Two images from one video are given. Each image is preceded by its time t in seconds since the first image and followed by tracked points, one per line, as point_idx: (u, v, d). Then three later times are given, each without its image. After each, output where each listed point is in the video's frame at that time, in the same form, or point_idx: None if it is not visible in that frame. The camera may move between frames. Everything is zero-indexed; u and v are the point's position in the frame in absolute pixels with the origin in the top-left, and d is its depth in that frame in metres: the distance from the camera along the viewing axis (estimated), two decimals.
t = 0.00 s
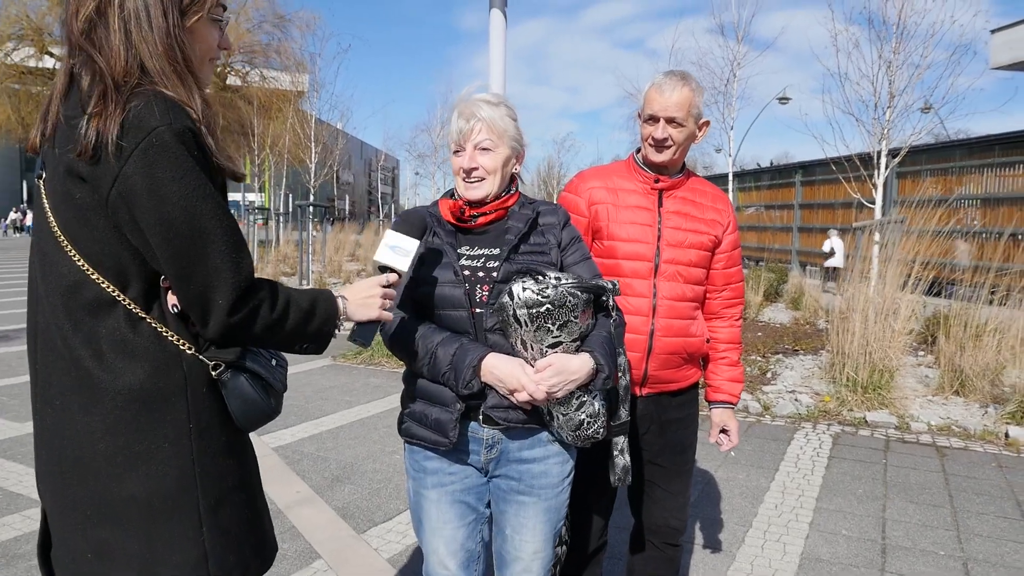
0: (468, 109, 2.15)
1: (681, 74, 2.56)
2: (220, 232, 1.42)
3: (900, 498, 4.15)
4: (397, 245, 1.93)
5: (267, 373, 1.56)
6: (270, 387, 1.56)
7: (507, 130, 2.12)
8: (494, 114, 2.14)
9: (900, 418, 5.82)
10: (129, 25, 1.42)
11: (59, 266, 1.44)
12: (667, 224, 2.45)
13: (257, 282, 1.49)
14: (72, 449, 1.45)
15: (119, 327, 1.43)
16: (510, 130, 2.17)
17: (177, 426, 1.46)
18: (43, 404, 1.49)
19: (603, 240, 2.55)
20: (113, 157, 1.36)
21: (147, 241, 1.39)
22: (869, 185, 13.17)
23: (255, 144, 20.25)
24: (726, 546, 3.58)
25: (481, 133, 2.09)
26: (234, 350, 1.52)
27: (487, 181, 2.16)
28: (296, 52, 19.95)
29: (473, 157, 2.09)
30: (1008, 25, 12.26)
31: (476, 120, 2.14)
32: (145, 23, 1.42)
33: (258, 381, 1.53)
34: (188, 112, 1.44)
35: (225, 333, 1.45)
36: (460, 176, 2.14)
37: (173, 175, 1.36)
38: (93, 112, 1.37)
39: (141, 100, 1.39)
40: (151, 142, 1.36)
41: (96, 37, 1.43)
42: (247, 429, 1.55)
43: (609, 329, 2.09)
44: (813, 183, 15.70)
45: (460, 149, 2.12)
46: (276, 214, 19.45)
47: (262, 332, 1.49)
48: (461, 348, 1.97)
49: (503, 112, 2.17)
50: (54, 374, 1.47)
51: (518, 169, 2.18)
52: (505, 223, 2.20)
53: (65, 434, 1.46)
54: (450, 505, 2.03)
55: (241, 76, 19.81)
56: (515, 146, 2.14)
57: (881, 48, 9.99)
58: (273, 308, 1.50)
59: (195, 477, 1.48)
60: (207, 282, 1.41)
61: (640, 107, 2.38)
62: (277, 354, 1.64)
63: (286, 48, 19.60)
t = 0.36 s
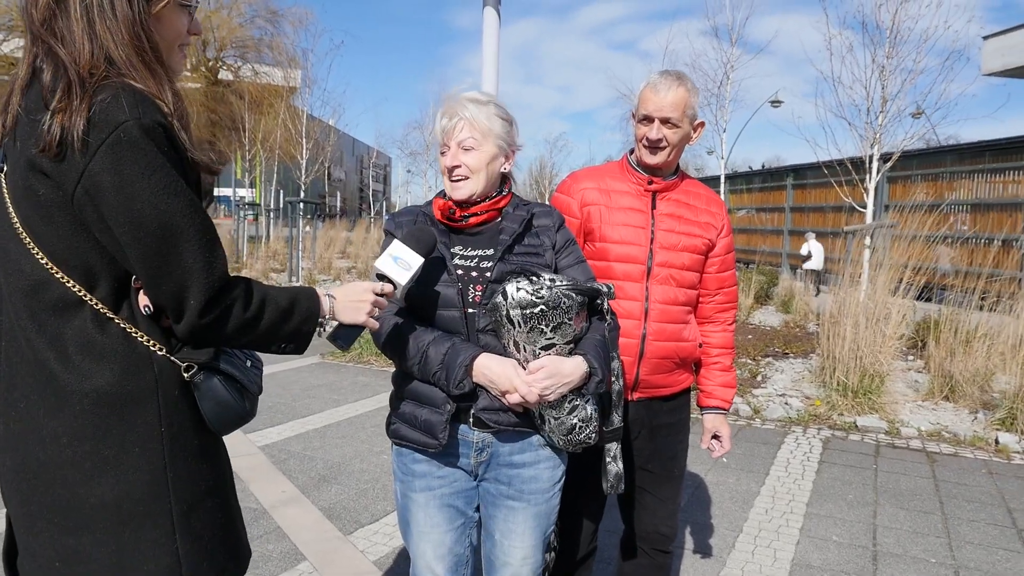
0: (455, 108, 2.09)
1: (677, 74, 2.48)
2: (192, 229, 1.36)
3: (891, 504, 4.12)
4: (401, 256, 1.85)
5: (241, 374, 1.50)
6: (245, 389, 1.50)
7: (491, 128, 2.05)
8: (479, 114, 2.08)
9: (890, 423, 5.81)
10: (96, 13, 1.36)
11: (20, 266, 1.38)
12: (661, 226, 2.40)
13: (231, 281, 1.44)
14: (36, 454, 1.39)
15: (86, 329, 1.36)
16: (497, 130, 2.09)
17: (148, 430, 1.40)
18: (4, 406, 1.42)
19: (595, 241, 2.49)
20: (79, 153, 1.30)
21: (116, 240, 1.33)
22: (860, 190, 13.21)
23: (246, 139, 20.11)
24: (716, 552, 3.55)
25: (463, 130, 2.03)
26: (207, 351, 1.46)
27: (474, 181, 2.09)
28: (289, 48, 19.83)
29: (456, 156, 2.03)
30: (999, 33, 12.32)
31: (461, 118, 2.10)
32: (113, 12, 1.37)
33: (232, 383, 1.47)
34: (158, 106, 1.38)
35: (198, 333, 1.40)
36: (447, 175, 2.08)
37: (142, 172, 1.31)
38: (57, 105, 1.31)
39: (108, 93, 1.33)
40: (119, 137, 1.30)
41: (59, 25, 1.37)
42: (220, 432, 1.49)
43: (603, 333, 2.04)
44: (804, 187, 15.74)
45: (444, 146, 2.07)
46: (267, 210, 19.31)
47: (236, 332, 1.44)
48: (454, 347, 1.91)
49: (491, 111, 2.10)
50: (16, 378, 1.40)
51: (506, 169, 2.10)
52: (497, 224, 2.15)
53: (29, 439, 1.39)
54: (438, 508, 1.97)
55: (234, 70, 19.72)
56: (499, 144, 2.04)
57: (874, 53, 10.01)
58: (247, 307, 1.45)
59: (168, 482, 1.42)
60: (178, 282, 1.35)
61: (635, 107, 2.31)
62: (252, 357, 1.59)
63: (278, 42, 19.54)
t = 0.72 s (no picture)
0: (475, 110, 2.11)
1: (681, 77, 2.47)
2: (191, 233, 1.37)
3: (905, 510, 4.06)
4: (402, 260, 1.85)
5: (238, 378, 1.50)
6: (243, 393, 1.50)
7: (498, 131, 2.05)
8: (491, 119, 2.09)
9: (906, 428, 5.73)
10: (92, 18, 1.37)
11: (20, 272, 1.39)
12: (664, 230, 2.39)
13: (231, 284, 1.45)
14: (37, 458, 1.40)
15: (86, 334, 1.37)
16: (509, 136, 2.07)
17: (146, 433, 1.41)
18: (4, 411, 1.43)
19: (598, 245, 2.48)
20: (77, 160, 1.32)
21: (115, 244, 1.35)
22: (876, 192, 13.07)
23: (261, 145, 20.28)
24: (726, 558, 3.51)
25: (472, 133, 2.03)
26: (205, 355, 1.47)
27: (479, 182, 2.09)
28: (303, 54, 19.99)
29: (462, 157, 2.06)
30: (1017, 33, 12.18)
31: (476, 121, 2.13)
32: (110, 16, 1.37)
33: (230, 386, 1.48)
34: (155, 111, 1.40)
35: (198, 336, 1.41)
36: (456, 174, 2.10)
37: (139, 177, 1.32)
38: (53, 113, 1.33)
39: (104, 99, 1.34)
40: (116, 143, 1.31)
41: (55, 30, 1.38)
42: (220, 435, 1.50)
43: (599, 343, 1.98)
44: (820, 190, 15.62)
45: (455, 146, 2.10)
46: (282, 215, 19.45)
47: (237, 333, 1.45)
48: (446, 348, 1.92)
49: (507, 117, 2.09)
50: (15, 383, 1.41)
51: (514, 174, 2.08)
52: (504, 228, 2.13)
53: (30, 445, 1.40)
54: (435, 507, 2.00)
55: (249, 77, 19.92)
56: (505, 150, 2.02)
57: (889, 54, 9.93)
58: (247, 309, 1.46)
59: (167, 484, 1.43)
60: (177, 285, 1.36)
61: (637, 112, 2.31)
62: (251, 360, 1.59)
63: (293, 49, 19.77)
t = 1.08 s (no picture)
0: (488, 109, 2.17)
1: (681, 78, 2.53)
2: (195, 234, 1.45)
3: (917, 512, 4.04)
4: (401, 261, 1.95)
5: (241, 372, 1.58)
6: (245, 386, 1.59)
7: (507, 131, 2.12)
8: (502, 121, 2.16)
9: (923, 430, 5.68)
10: (107, 28, 1.46)
11: (35, 269, 1.47)
12: (664, 230, 2.44)
13: (233, 282, 1.52)
14: (49, 447, 1.48)
15: (95, 329, 1.46)
16: (519, 137, 2.13)
17: (152, 424, 1.49)
18: (20, 403, 1.52)
19: (600, 245, 2.54)
20: (88, 162, 1.40)
21: (123, 243, 1.43)
22: (901, 192, 12.90)
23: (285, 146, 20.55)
24: (733, 556, 3.53)
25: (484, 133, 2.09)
26: (210, 349, 1.54)
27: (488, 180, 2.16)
28: (327, 56, 20.23)
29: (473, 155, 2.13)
30: None
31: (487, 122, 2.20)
32: (124, 27, 1.46)
33: (233, 380, 1.56)
34: (163, 116, 1.48)
35: (200, 333, 1.49)
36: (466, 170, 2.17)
37: (147, 179, 1.40)
38: (66, 117, 1.41)
39: (115, 104, 1.43)
40: (126, 147, 1.39)
41: (72, 38, 1.47)
42: (223, 427, 1.58)
43: (583, 344, 2.00)
44: (844, 190, 15.44)
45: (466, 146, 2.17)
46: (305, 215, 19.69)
47: (238, 330, 1.52)
48: (438, 344, 2.01)
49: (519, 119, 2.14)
50: (31, 375, 1.50)
51: (521, 174, 2.14)
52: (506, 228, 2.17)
53: (41, 434, 1.49)
54: (433, 496, 2.08)
55: (275, 79, 20.22)
56: (513, 152, 2.08)
57: (912, 52, 9.81)
58: (248, 308, 1.53)
59: (171, 473, 1.51)
60: (182, 283, 1.44)
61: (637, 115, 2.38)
62: (254, 355, 1.68)
63: (317, 51, 20.03)
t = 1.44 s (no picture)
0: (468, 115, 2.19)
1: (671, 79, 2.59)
2: (196, 235, 1.51)
3: (916, 507, 4.07)
4: (394, 260, 2.01)
5: (242, 366, 1.65)
6: (247, 379, 1.65)
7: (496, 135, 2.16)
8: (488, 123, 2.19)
9: (927, 427, 5.69)
10: (112, 38, 1.52)
11: (44, 269, 1.54)
12: (655, 228, 2.51)
13: (234, 282, 1.59)
14: (59, 439, 1.54)
15: (102, 326, 1.52)
16: (506, 136, 2.17)
17: (158, 416, 1.56)
18: (31, 396, 1.58)
19: (593, 243, 2.61)
20: (94, 166, 1.46)
21: (128, 245, 1.49)
22: (909, 190, 12.86)
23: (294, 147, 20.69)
24: (732, 550, 3.57)
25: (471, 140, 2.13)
26: (212, 344, 1.61)
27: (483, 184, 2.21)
28: (336, 57, 20.34)
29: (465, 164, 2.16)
30: None
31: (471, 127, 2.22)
32: (128, 37, 1.53)
33: (235, 373, 1.62)
34: (165, 122, 1.54)
35: (204, 330, 1.55)
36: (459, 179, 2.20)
37: (150, 183, 1.46)
38: (73, 123, 1.48)
39: (120, 112, 1.49)
40: (131, 153, 1.46)
41: (79, 47, 1.53)
42: (225, 418, 1.64)
43: (581, 334, 2.08)
44: (853, 189, 15.39)
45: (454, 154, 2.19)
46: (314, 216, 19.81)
47: (240, 327, 1.59)
48: (438, 341, 2.06)
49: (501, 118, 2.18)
50: (40, 369, 1.56)
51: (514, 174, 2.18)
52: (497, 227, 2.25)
53: (52, 426, 1.55)
54: (431, 491, 2.13)
55: (284, 80, 20.37)
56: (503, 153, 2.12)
57: (919, 49, 9.79)
58: (249, 306, 1.60)
59: (177, 463, 1.57)
60: (184, 283, 1.50)
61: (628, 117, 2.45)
62: (254, 350, 1.74)
63: (327, 52, 20.17)
